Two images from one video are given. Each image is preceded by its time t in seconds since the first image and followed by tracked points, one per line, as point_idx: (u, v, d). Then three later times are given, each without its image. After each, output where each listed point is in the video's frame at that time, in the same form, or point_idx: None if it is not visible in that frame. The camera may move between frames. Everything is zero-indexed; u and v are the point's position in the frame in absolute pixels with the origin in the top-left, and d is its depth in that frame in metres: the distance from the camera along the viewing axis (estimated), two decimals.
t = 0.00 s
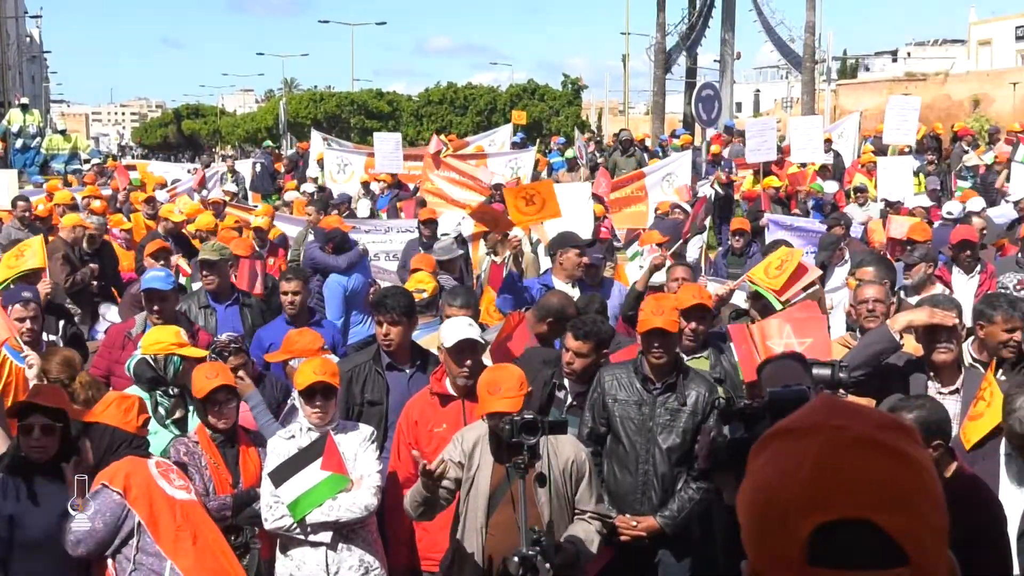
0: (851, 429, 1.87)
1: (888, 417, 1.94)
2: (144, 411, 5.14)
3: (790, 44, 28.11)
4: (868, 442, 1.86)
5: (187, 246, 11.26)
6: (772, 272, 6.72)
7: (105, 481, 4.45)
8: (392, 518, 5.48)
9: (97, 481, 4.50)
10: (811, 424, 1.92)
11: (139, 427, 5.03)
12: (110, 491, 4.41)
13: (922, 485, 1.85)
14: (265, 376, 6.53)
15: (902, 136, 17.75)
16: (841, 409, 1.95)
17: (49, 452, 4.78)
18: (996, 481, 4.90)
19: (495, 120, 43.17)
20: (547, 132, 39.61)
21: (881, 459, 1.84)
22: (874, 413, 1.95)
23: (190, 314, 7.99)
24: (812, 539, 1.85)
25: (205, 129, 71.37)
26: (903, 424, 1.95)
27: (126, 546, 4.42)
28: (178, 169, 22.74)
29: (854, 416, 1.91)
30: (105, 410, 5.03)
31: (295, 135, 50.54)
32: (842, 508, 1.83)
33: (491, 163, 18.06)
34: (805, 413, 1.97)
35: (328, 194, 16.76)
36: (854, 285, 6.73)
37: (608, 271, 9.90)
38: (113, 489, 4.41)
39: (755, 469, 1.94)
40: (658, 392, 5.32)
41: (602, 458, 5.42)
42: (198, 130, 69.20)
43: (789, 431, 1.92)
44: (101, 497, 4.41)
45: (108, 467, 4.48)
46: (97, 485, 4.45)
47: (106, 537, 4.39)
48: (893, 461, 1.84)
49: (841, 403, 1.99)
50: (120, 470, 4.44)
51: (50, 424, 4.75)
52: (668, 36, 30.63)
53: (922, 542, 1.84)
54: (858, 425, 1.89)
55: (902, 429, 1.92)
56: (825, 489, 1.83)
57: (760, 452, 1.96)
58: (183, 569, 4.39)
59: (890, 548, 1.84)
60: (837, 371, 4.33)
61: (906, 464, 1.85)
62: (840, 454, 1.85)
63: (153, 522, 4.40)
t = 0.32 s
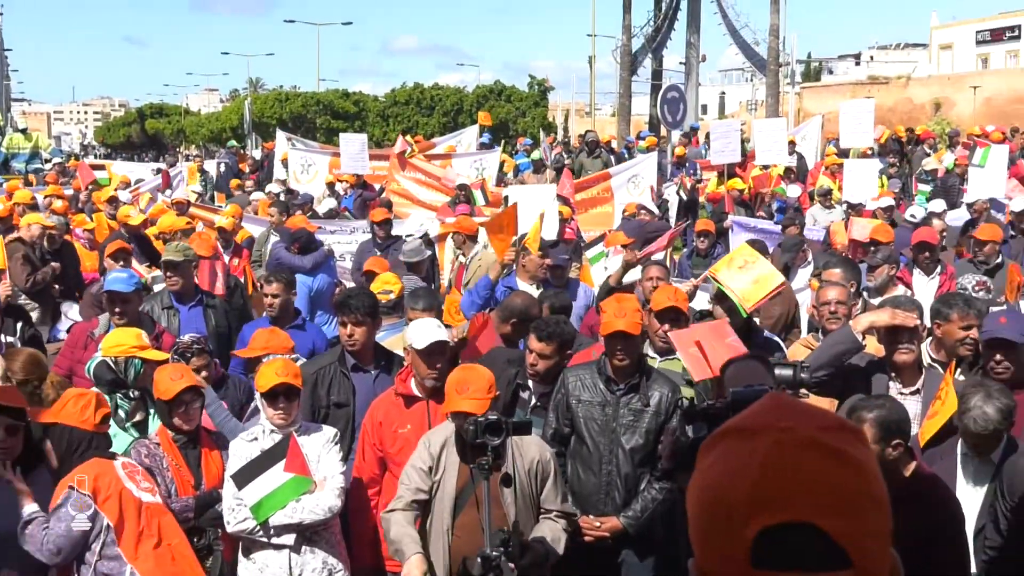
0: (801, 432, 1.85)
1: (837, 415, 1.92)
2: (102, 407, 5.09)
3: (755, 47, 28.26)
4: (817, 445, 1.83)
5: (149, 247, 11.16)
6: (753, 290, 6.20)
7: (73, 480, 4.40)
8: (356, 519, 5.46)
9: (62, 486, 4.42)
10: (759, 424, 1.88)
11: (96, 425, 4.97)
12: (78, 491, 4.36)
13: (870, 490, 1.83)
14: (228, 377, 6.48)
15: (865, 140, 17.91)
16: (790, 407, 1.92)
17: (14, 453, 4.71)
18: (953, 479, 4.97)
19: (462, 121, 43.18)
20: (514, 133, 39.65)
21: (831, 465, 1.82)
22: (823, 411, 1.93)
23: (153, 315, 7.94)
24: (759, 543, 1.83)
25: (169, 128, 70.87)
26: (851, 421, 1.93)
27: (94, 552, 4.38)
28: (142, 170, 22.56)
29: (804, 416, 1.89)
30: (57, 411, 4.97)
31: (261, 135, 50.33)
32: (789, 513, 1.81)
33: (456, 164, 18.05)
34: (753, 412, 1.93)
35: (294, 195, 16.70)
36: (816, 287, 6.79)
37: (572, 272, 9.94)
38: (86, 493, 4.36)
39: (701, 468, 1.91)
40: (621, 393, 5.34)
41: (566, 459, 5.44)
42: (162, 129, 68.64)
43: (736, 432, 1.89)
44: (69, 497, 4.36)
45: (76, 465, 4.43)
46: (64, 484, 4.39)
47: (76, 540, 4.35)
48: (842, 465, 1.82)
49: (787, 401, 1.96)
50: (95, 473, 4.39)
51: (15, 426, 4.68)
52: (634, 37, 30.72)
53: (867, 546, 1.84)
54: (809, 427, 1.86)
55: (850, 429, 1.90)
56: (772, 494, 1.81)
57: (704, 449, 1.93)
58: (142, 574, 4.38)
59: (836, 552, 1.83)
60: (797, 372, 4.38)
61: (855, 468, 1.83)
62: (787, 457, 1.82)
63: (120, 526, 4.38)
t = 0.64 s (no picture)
0: (752, 437, 1.90)
1: (796, 419, 1.96)
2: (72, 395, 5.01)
3: (721, 49, 28.36)
4: (764, 452, 1.88)
5: (112, 248, 11.06)
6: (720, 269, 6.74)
7: (62, 480, 4.46)
8: (320, 520, 5.42)
9: (49, 484, 4.47)
10: (712, 427, 1.95)
11: (71, 415, 4.88)
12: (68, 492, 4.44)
13: (816, 498, 1.87)
14: (191, 378, 6.43)
15: (829, 142, 18.04)
16: (747, 410, 1.98)
17: None
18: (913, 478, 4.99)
19: (428, 121, 43.08)
20: (481, 134, 39.63)
21: (776, 471, 1.86)
22: (784, 414, 1.98)
23: (117, 316, 7.88)
24: (706, 548, 1.88)
25: (133, 127, 70.33)
26: (813, 427, 1.97)
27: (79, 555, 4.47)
28: (105, 170, 22.35)
29: (757, 421, 1.94)
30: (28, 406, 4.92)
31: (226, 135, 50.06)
32: (733, 520, 1.86)
33: (423, 164, 18.03)
34: (713, 412, 2.00)
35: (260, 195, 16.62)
36: (782, 288, 6.82)
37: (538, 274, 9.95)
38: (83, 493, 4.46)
39: (658, 468, 1.99)
40: (587, 394, 5.35)
41: (532, 460, 5.45)
42: (125, 128, 68.00)
43: (691, 434, 1.96)
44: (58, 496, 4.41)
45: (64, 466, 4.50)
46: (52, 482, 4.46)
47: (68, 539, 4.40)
48: (788, 471, 1.86)
49: (750, 402, 2.02)
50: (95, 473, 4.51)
51: None
52: (601, 38, 30.78)
53: (811, 554, 1.86)
54: (762, 431, 1.91)
55: (808, 435, 1.94)
56: (717, 498, 1.87)
57: (664, 450, 2.01)
58: None
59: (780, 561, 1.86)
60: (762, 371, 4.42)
61: (801, 475, 1.87)
62: (735, 460, 1.88)
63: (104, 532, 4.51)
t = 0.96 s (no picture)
0: (712, 445, 1.88)
1: (764, 423, 1.93)
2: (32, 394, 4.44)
3: (695, 51, 28.42)
4: (723, 461, 1.86)
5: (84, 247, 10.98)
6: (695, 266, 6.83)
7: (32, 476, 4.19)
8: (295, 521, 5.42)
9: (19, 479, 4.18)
10: (676, 429, 1.93)
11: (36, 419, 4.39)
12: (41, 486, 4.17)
13: (773, 513, 1.85)
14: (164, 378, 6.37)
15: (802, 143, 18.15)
16: (714, 411, 1.95)
17: None
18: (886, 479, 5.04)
19: (403, 121, 43.05)
20: (456, 134, 39.57)
21: (732, 483, 1.84)
22: (752, 415, 1.95)
23: (89, 316, 7.82)
24: (662, 557, 1.88)
25: (106, 126, 69.79)
26: (783, 432, 1.94)
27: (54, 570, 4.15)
28: (77, 169, 22.21)
29: (721, 426, 1.91)
30: None
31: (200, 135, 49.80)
32: (688, 533, 1.85)
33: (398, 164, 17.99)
34: (681, 409, 1.98)
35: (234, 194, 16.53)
36: (754, 288, 6.85)
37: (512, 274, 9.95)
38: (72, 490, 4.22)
39: (626, 466, 1.98)
40: (562, 394, 5.36)
41: (507, 460, 5.46)
42: (98, 128, 67.57)
43: (656, 433, 1.95)
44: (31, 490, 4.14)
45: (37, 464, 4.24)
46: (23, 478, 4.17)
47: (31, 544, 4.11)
48: (744, 483, 1.85)
49: (721, 399, 1.99)
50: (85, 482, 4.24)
51: None
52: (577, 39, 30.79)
53: (767, 569, 1.85)
54: (724, 437, 1.89)
55: (775, 441, 1.92)
56: (673, 510, 1.86)
57: (633, 445, 2.00)
58: None
59: None
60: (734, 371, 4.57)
61: (759, 488, 1.85)
62: (693, 469, 1.86)
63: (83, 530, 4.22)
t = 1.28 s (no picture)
0: (675, 443, 1.89)
1: (727, 422, 1.95)
2: None
3: (670, 51, 28.44)
4: (684, 459, 1.87)
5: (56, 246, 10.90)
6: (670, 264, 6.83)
7: None
8: (269, 518, 5.38)
9: None
10: (639, 428, 1.94)
11: None
12: None
13: (733, 512, 1.86)
14: (138, 378, 6.33)
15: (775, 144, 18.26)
16: (677, 409, 1.97)
17: None
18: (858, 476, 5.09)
19: (378, 121, 42.95)
20: (430, 133, 39.51)
21: (692, 480, 1.86)
22: (716, 414, 1.96)
23: (60, 316, 7.77)
24: (620, 555, 1.89)
25: (77, 125, 69.24)
26: (745, 432, 1.95)
27: None
28: (47, 166, 22.01)
29: (683, 424, 1.93)
30: None
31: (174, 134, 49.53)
32: (646, 529, 1.86)
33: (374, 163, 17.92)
34: (644, 407, 1.99)
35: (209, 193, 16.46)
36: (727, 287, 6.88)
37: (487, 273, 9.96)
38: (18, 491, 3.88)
39: (589, 462, 1.99)
40: (536, 392, 5.38)
41: (481, 458, 5.46)
42: (70, 125, 67.01)
43: (619, 431, 1.96)
44: None
45: None
46: None
47: None
48: (704, 480, 1.86)
49: (685, 398, 2.00)
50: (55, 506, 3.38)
51: None
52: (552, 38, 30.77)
53: (726, 568, 1.85)
54: (686, 435, 1.91)
55: (736, 440, 1.93)
56: (632, 507, 1.87)
57: (597, 442, 2.01)
58: None
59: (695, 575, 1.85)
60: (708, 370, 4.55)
61: (719, 486, 1.86)
62: (654, 468, 1.87)
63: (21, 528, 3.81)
